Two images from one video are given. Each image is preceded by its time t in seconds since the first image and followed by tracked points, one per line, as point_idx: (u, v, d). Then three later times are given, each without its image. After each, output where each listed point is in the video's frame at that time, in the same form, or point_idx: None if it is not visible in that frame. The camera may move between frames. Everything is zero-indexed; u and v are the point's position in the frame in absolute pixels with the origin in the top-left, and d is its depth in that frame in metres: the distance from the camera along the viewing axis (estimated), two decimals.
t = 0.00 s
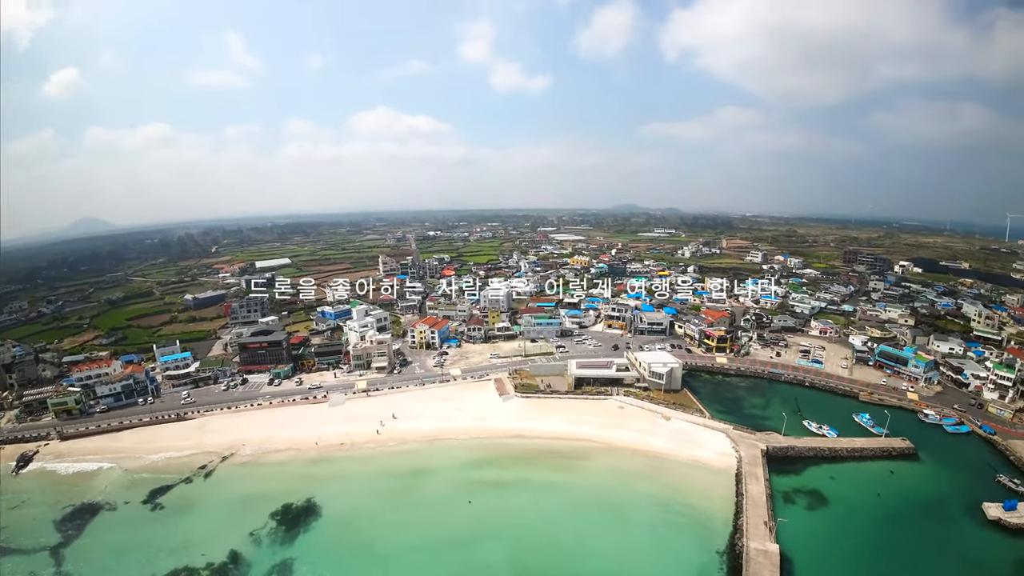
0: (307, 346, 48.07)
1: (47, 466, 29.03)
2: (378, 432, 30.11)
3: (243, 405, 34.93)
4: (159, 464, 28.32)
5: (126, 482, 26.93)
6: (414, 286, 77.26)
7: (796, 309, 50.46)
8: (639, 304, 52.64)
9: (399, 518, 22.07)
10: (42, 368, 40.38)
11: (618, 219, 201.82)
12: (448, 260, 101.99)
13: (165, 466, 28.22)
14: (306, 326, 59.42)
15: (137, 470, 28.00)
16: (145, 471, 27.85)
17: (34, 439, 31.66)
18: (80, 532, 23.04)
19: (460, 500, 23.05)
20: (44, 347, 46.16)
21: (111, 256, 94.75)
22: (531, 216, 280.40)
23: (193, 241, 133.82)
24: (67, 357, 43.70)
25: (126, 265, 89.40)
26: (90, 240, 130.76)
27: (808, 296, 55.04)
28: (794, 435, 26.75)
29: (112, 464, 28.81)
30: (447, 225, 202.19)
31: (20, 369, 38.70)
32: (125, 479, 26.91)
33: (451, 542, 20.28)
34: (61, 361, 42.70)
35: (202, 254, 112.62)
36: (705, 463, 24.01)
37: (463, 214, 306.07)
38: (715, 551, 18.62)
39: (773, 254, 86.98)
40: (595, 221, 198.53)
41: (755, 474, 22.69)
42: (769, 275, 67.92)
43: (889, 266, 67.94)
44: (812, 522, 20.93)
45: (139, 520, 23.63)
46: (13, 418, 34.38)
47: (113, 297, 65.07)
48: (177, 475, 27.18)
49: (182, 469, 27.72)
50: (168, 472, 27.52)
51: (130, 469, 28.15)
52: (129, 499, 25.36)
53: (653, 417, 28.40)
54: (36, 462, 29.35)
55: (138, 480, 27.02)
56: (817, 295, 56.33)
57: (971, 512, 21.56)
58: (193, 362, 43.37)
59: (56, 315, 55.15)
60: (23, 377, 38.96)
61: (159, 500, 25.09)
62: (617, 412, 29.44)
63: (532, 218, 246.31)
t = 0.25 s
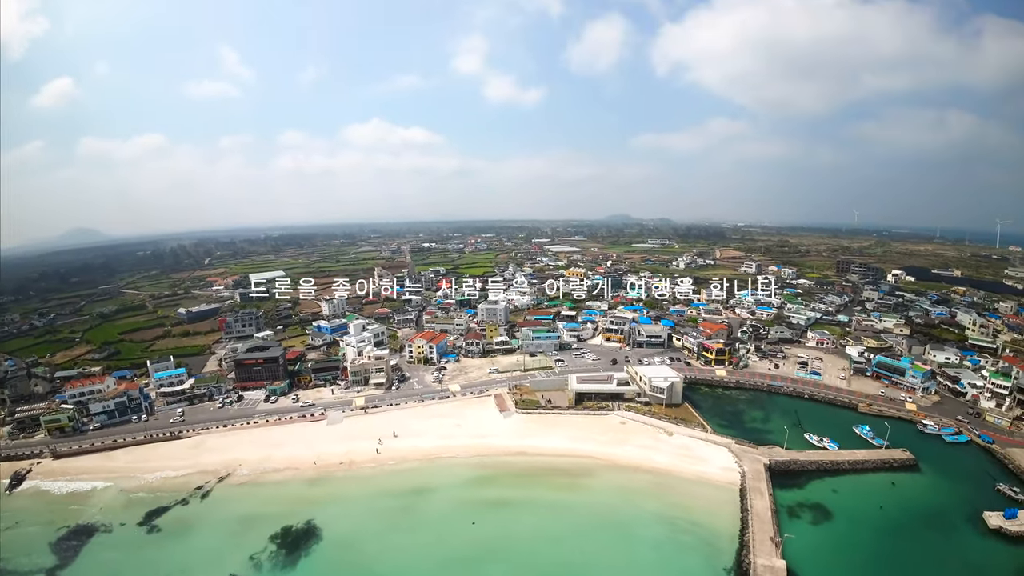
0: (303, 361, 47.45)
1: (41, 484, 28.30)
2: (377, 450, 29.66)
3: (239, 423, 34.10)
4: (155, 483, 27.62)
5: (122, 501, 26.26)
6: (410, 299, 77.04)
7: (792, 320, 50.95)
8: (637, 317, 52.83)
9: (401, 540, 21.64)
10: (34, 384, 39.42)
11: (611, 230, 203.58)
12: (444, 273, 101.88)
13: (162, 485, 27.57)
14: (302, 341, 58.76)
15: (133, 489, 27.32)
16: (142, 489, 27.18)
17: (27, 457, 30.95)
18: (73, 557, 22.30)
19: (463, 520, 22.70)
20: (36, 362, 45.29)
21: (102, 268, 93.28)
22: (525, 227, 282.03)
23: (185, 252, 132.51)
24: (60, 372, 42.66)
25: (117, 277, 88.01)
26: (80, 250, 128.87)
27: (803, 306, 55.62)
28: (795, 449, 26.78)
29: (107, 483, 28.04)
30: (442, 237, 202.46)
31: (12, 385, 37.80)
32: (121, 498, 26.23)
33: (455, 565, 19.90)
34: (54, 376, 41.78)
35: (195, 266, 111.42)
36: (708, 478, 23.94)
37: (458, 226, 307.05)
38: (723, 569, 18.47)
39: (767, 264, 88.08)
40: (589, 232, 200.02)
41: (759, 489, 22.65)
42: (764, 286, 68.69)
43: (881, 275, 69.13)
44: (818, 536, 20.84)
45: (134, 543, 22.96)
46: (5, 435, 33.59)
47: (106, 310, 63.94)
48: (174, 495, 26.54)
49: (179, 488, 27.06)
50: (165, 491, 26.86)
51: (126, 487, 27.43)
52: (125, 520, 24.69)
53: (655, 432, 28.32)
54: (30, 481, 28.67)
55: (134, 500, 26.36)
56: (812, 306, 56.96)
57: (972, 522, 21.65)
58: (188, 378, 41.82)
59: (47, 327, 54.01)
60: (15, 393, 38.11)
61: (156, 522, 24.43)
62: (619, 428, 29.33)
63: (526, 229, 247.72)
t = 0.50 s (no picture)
0: (298, 378, 46.75)
1: (32, 503, 27.46)
2: (375, 469, 29.13)
3: (233, 442, 33.37)
4: (149, 503, 26.93)
5: (116, 522, 25.55)
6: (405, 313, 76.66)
7: (787, 332, 51.53)
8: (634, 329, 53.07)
9: (402, 563, 21.16)
10: (24, 400, 38.72)
11: (604, 241, 205.37)
12: (438, 285, 101.73)
13: (157, 505, 26.87)
14: (296, 356, 58.00)
15: (127, 509, 26.60)
16: (137, 510, 26.49)
17: (15, 474, 30.05)
18: None
19: (465, 541, 22.29)
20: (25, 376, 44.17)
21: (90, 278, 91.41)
22: (519, 239, 283.44)
23: (176, 263, 130.68)
24: (49, 387, 41.71)
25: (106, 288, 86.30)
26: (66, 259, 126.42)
27: (797, 318, 56.34)
28: (796, 462, 26.83)
29: (100, 502, 27.29)
30: (436, 248, 202.57)
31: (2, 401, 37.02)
32: (115, 519, 25.53)
33: None
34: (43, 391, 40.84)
35: (185, 278, 109.89)
36: (711, 494, 23.86)
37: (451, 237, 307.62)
38: None
39: (760, 275, 89.28)
40: (582, 244, 201.59)
41: (762, 504, 22.62)
42: (758, 298, 69.53)
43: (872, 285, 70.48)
44: (822, 551, 20.77)
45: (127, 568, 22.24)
46: None
47: (95, 322, 62.49)
48: (169, 516, 25.83)
49: (174, 509, 26.36)
50: (159, 512, 26.16)
51: (120, 508, 26.72)
52: (119, 542, 23.97)
53: (656, 448, 28.25)
54: (20, 498, 27.83)
55: (128, 520, 25.66)
56: (805, 317, 57.72)
57: (972, 532, 21.78)
58: (181, 396, 40.99)
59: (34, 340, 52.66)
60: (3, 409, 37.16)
61: (151, 544, 23.73)
62: (620, 443, 29.20)
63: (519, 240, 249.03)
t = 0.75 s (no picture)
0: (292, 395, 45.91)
1: (24, 523, 26.71)
2: (374, 490, 28.57)
3: (228, 462, 32.54)
4: (144, 524, 26.18)
5: (110, 544, 24.82)
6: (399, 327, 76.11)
7: (781, 344, 52.11)
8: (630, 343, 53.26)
9: None
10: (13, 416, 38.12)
11: (596, 253, 206.97)
12: (433, 299, 101.46)
13: (152, 526, 26.14)
14: (290, 372, 57.14)
15: (122, 531, 25.85)
16: (132, 531, 25.76)
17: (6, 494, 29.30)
18: None
19: (467, 564, 21.86)
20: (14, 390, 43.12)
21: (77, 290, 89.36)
22: (512, 251, 284.87)
23: (165, 275, 128.74)
24: (40, 403, 40.65)
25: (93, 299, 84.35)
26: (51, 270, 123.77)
27: (790, 329, 57.01)
28: (796, 476, 26.88)
29: (95, 523, 26.49)
30: (429, 260, 202.28)
31: None
32: (109, 541, 24.79)
33: None
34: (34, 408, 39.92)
35: (175, 290, 108.17)
36: (714, 510, 23.76)
37: (444, 249, 308.11)
38: None
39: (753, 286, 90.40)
40: (575, 256, 202.89)
41: (765, 520, 22.57)
42: (751, 309, 70.34)
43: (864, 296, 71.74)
44: (826, 565, 20.70)
45: None
46: None
47: (85, 336, 61.08)
48: (164, 538, 25.12)
49: (170, 531, 25.61)
50: (155, 534, 25.45)
51: (114, 529, 25.94)
52: (114, 565, 23.26)
53: (657, 464, 28.16)
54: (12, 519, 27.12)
55: (123, 542, 24.96)
56: (799, 328, 58.43)
57: (971, 541, 21.93)
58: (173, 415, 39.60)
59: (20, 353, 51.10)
60: None
61: (146, 568, 22.98)
62: (621, 460, 29.06)
63: (512, 253, 249.98)
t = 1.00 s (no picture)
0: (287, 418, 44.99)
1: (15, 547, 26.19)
2: (372, 517, 27.92)
3: (223, 487, 31.68)
4: (139, 552, 25.47)
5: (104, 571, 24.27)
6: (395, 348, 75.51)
7: (778, 361, 52.49)
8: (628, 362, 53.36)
9: None
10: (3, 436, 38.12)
11: (591, 271, 208.24)
12: (429, 318, 101.13)
13: (147, 552, 25.52)
14: (284, 394, 56.31)
15: (116, 557, 25.26)
16: (126, 557, 25.19)
17: None
18: None
19: None
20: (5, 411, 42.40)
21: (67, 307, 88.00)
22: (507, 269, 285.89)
23: (157, 292, 127.27)
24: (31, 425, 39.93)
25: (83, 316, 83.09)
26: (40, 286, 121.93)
27: (786, 347, 57.45)
28: (799, 497, 26.73)
29: (89, 549, 25.90)
30: (424, 277, 202.12)
31: None
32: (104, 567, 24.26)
33: None
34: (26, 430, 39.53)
35: (168, 308, 106.84)
36: (718, 534, 23.49)
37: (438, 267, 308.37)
38: None
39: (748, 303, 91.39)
40: (570, 273, 204.03)
41: (770, 542, 22.36)
42: (747, 327, 70.95)
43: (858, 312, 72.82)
44: None
45: None
46: None
47: (76, 354, 59.96)
48: (159, 566, 24.50)
49: (164, 560, 24.88)
50: (150, 561, 24.83)
51: (107, 556, 25.31)
52: None
53: (659, 488, 27.89)
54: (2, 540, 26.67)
55: (117, 568, 24.43)
56: (795, 345, 58.98)
57: (975, 556, 21.92)
58: (166, 438, 38.65)
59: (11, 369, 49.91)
60: None
61: None
62: (623, 484, 28.77)
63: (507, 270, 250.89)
